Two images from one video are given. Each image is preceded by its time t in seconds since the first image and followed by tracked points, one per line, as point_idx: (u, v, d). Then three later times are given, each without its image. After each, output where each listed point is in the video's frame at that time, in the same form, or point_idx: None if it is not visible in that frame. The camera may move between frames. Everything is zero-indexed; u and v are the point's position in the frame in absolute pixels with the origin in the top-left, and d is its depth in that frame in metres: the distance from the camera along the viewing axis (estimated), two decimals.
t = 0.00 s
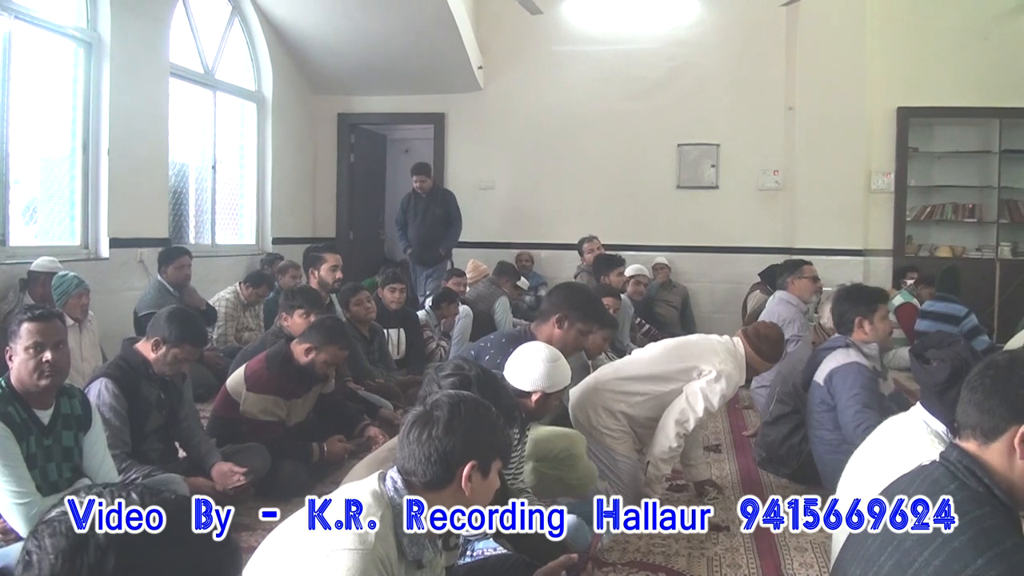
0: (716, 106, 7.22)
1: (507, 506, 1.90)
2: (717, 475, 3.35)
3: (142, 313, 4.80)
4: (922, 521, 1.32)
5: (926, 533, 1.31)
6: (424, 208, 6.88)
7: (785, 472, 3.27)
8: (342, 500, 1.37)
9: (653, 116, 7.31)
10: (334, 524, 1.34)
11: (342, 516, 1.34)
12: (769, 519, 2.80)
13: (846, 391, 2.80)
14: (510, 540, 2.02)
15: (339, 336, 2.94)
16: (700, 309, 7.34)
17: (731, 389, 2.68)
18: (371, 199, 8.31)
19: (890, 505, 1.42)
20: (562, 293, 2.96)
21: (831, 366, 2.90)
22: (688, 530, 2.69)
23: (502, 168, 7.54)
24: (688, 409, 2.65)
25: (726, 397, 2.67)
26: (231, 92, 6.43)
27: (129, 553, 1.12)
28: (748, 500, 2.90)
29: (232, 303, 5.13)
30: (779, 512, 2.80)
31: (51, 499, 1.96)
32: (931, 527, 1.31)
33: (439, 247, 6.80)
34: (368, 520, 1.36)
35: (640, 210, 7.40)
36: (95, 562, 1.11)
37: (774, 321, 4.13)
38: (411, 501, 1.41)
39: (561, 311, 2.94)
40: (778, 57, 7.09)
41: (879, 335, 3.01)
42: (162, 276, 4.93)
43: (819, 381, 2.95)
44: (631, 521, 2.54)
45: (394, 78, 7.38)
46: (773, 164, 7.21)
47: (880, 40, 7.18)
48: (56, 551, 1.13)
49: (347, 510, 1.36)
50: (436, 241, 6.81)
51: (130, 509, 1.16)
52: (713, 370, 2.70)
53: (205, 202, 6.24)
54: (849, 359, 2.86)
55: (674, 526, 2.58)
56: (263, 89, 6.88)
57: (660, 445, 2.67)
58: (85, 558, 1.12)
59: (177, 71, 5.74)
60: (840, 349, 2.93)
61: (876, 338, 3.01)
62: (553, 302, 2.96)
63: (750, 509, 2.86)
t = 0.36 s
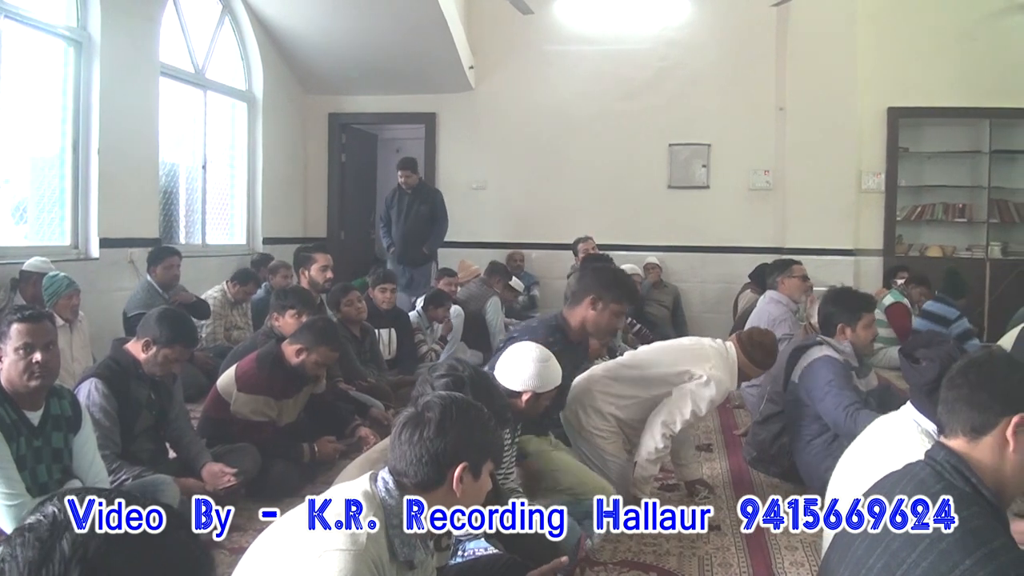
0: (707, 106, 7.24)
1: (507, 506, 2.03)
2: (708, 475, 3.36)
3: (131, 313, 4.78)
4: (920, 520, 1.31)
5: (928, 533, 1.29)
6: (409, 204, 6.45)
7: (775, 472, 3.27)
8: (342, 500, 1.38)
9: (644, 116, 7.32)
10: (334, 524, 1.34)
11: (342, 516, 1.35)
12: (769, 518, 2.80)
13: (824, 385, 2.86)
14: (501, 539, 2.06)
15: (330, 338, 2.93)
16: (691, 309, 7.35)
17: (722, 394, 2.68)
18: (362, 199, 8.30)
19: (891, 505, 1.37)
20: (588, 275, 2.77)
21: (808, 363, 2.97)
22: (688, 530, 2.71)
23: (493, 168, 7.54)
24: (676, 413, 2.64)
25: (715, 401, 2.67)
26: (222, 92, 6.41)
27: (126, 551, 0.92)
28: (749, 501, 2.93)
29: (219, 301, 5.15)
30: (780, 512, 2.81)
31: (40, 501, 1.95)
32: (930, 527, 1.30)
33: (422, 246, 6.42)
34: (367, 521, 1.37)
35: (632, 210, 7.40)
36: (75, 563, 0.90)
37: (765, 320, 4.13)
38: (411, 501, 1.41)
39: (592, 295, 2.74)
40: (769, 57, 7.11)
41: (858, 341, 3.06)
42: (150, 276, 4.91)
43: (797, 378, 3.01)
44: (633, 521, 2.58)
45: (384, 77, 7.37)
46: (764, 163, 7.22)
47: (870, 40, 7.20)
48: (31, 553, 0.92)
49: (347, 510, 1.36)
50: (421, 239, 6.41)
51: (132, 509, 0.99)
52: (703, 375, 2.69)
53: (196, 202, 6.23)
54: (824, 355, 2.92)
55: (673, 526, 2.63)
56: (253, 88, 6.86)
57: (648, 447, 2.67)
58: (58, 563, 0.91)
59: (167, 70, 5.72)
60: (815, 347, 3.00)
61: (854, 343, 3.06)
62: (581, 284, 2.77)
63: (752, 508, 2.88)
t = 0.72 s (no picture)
0: (697, 106, 7.25)
1: (508, 507, 2.05)
2: (697, 474, 3.37)
3: (120, 314, 4.76)
4: (924, 522, 1.28)
5: (925, 533, 1.27)
6: (386, 208, 6.35)
7: (764, 470, 3.30)
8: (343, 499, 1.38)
9: (634, 116, 7.33)
10: (333, 524, 1.34)
11: (342, 515, 1.35)
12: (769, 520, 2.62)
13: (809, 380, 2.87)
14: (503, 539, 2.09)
15: (321, 342, 2.91)
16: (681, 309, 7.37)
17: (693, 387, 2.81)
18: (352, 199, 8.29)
19: (891, 504, 1.33)
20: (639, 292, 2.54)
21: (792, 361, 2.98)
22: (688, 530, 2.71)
23: (482, 169, 7.55)
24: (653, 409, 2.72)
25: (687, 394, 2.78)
26: (211, 92, 6.40)
27: (120, 551, 0.91)
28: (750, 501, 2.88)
29: (211, 303, 5.12)
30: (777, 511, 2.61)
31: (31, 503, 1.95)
32: (932, 527, 1.28)
33: (404, 249, 6.39)
34: (368, 520, 1.39)
35: (623, 210, 7.41)
36: (63, 563, 0.89)
37: (755, 320, 4.14)
38: (410, 502, 1.42)
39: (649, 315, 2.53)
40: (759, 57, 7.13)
41: (839, 343, 3.08)
42: (139, 276, 4.89)
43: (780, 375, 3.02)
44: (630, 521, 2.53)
45: (374, 77, 7.37)
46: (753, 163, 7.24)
47: (859, 40, 7.23)
48: (17, 553, 0.91)
49: (346, 510, 1.37)
50: (403, 243, 6.38)
51: (131, 510, 1.00)
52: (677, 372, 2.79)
53: (185, 202, 6.21)
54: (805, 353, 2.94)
55: (673, 526, 2.62)
56: (243, 88, 6.84)
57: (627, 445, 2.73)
58: (46, 562, 0.90)
59: (157, 70, 5.70)
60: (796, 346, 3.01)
61: (833, 345, 3.08)
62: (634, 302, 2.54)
63: (751, 509, 2.85)
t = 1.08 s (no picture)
0: (686, 107, 7.27)
1: (508, 507, 2.08)
2: (686, 473, 3.38)
3: (108, 315, 4.74)
4: (926, 522, 1.27)
5: (929, 533, 1.26)
6: (353, 201, 5.88)
7: (752, 469, 3.31)
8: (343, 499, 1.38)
9: (624, 116, 7.34)
10: (333, 524, 1.34)
11: (342, 515, 1.36)
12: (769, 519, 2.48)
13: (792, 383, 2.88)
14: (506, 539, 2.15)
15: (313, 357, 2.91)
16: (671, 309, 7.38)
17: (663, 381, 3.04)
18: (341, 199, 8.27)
19: (893, 505, 1.31)
20: (679, 300, 2.40)
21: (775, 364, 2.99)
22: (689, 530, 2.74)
23: (472, 168, 7.55)
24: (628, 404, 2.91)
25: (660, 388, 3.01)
26: (200, 91, 6.38)
27: (119, 550, 0.88)
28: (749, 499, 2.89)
29: (196, 302, 5.12)
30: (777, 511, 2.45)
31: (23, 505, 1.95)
32: (933, 527, 1.26)
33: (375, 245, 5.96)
34: (369, 521, 1.39)
35: (613, 210, 7.42)
36: (62, 562, 0.86)
37: (744, 320, 4.14)
38: (411, 502, 1.43)
39: (682, 327, 2.40)
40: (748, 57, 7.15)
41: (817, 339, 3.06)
42: (127, 277, 4.86)
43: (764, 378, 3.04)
44: (631, 521, 2.54)
45: (364, 78, 7.37)
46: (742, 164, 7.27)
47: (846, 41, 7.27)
48: (15, 551, 0.86)
49: (346, 510, 1.37)
50: (371, 238, 5.92)
51: (131, 511, 0.97)
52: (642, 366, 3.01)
53: (173, 202, 6.19)
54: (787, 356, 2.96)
55: (673, 526, 2.66)
56: (232, 87, 6.82)
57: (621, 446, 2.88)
58: (44, 561, 0.85)
59: (145, 69, 5.68)
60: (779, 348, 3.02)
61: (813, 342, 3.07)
62: (670, 311, 2.39)
63: (749, 507, 2.85)
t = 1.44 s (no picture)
0: (674, 106, 7.29)
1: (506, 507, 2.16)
2: (673, 472, 3.38)
3: (94, 315, 4.71)
4: (924, 521, 1.28)
5: (928, 531, 1.26)
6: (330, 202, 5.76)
7: (739, 468, 3.32)
8: (342, 497, 1.39)
9: (612, 116, 7.36)
10: (332, 524, 1.35)
11: (342, 515, 1.37)
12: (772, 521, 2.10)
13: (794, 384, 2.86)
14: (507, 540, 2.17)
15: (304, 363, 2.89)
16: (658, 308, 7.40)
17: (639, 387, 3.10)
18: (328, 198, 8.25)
19: (892, 504, 1.30)
20: (674, 302, 2.38)
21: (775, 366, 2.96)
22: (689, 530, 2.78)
23: (459, 168, 7.54)
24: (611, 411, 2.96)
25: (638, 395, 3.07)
26: (187, 91, 6.35)
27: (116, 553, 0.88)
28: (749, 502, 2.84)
29: (182, 303, 5.10)
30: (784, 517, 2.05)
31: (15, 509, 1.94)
32: (932, 527, 1.27)
33: (343, 249, 5.78)
34: (369, 521, 1.41)
35: (601, 209, 7.44)
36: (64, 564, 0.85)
37: (730, 319, 4.16)
38: (410, 501, 1.44)
39: (677, 332, 2.37)
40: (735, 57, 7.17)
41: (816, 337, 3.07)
42: (113, 277, 4.84)
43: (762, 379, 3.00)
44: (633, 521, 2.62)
45: (350, 78, 7.36)
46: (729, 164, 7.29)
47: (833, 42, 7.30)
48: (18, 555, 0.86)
49: (347, 510, 1.38)
50: (342, 242, 5.78)
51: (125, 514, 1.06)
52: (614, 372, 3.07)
53: (160, 202, 6.16)
54: (787, 357, 2.93)
55: (673, 526, 2.73)
56: (218, 87, 6.79)
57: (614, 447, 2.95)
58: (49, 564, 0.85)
59: (131, 68, 5.66)
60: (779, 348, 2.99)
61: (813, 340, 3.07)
62: (664, 316, 2.37)
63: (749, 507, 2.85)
